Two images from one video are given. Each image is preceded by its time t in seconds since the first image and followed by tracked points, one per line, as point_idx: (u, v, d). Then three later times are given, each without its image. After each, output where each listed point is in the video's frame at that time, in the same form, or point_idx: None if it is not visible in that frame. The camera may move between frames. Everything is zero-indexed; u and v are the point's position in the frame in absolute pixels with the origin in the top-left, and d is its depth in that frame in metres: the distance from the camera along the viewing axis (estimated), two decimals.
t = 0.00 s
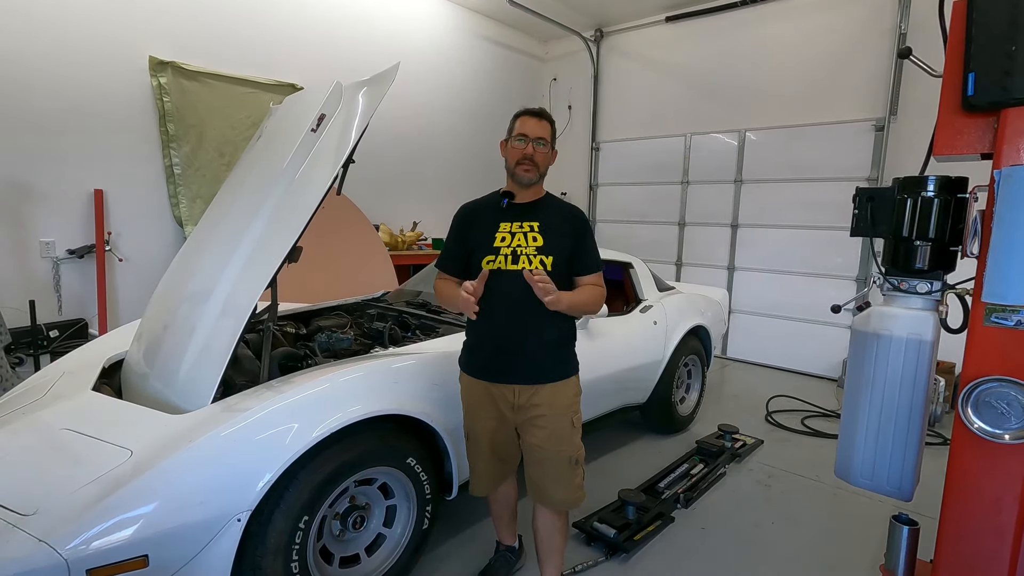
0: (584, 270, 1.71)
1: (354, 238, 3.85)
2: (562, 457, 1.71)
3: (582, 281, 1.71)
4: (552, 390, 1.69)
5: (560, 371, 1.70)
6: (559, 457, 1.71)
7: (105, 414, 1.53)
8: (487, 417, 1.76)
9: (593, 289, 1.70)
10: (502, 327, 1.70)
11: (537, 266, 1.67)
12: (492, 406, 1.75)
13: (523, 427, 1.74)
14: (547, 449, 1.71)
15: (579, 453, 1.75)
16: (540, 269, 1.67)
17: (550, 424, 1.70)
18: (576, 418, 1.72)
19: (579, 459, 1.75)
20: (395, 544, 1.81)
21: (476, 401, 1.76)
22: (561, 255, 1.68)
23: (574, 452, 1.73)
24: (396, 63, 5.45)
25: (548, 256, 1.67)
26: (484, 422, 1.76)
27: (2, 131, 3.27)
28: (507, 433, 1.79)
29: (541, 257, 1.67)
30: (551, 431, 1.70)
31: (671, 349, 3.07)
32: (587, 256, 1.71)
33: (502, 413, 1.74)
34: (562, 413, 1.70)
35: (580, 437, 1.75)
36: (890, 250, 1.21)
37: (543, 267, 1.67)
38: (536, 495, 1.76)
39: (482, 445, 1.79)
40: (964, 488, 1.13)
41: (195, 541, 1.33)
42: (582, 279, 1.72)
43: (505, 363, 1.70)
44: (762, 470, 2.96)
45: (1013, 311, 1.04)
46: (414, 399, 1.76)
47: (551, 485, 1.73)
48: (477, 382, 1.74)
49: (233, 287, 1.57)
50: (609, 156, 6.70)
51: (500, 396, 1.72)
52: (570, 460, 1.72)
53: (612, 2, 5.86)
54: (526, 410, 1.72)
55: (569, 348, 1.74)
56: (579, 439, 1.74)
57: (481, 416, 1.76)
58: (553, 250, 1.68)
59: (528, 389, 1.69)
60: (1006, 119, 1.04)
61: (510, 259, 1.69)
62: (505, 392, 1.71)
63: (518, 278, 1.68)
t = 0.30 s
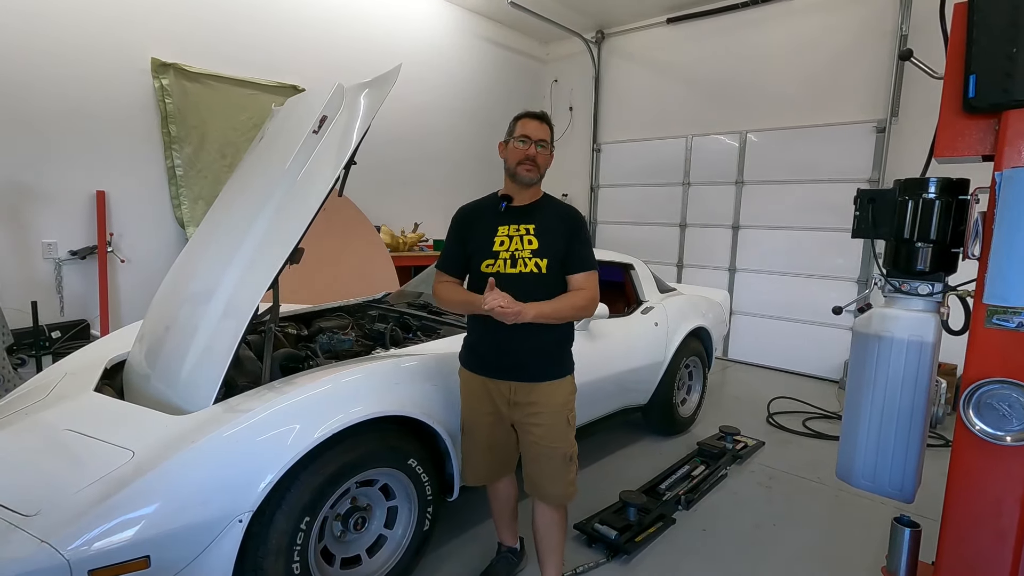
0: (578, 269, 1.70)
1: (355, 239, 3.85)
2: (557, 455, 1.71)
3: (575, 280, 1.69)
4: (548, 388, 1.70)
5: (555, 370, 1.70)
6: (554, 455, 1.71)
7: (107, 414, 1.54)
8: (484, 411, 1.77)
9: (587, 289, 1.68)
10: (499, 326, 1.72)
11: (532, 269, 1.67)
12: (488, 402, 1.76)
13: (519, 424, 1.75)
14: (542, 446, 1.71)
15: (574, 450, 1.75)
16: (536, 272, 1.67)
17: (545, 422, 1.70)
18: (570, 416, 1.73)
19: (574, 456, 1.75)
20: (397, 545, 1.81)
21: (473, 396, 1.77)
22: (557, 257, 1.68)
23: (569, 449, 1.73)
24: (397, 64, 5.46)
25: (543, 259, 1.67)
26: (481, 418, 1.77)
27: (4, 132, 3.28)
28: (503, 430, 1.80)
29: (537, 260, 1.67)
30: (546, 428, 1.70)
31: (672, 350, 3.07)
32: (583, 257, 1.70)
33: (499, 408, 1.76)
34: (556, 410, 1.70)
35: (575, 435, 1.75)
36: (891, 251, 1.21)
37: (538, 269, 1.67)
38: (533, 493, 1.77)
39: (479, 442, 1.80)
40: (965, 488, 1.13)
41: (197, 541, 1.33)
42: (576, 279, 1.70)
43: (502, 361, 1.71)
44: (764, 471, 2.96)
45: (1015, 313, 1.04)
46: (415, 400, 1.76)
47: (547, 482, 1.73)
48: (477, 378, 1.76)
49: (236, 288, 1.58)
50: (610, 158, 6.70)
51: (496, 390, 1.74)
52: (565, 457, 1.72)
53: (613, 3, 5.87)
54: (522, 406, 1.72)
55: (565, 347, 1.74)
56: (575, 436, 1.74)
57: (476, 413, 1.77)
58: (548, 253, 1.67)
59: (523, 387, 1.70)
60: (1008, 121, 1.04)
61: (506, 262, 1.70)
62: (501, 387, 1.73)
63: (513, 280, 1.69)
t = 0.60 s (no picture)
0: (574, 270, 1.69)
1: (356, 240, 3.85)
2: (555, 450, 1.71)
3: (572, 281, 1.69)
4: (546, 384, 1.69)
5: (553, 367, 1.70)
6: (552, 451, 1.71)
7: (108, 415, 1.54)
8: (483, 406, 1.78)
9: (583, 289, 1.69)
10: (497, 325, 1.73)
11: (528, 272, 1.67)
12: (487, 398, 1.77)
13: (517, 421, 1.75)
14: (540, 443, 1.71)
15: (572, 445, 1.75)
16: (532, 274, 1.67)
17: (543, 418, 1.70)
18: (568, 411, 1.73)
19: (572, 451, 1.75)
20: (397, 545, 1.81)
21: (472, 393, 1.78)
22: (551, 259, 1.68)
23: (567, 445, 1.73)
24: (397, 64, 5.46)
25: (538, 262, 1.67)
26: (480, 415, 1.78)
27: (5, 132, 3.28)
28: (502, 426, 1.80)
29: (532, 263, 1.67)
30: (544, 425, 1.70)
31: (673, 350, 3.07)
32: (578, 256, 1.69)
33: (497, 403, 1.76)
34: (553, 406, 1.70)
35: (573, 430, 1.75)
36: (891, 251, 1.21)
37: (534, 272, 1.67)
38: (531, 489, 1.77)
39: (478, 438, 1.80)
40: (965, 485, 1.13)
41: (198, 541, 1.33)
42: (572, 279, 1.70)
43: (501, 358, 1.72)
44: (764, 471, 2.96)
45: (1015, 312, 1.04)
46: (416, 400, 1.76)
47: (545, 478, 1.73)
48: (477, 374, 1.77)
49: (237, 288, 1.58)
50: (610, 158, 6.70)
51: (494, 383, 1.75)
52: (563, 453, 1.72)
53: (613, 3, 5.87)
54: (519, 401, 1.73)
55: (563, 345, 1.74)
56: (573, 432, 1.74)
57: (476, 410, 1.78)
58: (542, 255, 1.67)
59: (521, 382, 1.70)
60: (1008, 121, 1.04)
61: (502, 266, 1.70)
62: (500, 383, 1.73)
63: (509, 284, 1.69)
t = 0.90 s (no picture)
0: (574, 269, 1.68)
1: (356, 240, 3.85)
2: (555, 448, 1.71)
3: (571, 281, 1.69)
4: (546, 383, 1.69)
5: (553, 366, 1.71)
6: (552, 449, 1.71)
7: (109, 415, 1.54)
8: (483, 405, 1.78)
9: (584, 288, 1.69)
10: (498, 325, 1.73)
11: (528, 272, 1.68)
12: (487, 396, 1.77)
13: (518, 419, 1.75)
14: (540, 441, 1.71)
15: (573, 443, 1.75)
16: (532, 275, 1.68)
17: (543, 416, 1.70)
18: (569, 409, 1.73)
19: (572, 449, 1.75)
20: (398, 546, 1.81)
21: (473, 392, 1.78)
22: (551, 259, 1.68)
23: (568, 443, 1.73)
24: (398, 65, 5.47)
25: (538, 262, 1.68)
26: (480, 414, 1.78)
27: (6, 134, 3.29)
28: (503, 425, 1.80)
29: (532, 263, 1.68)
30: (544, 423, 1.70)
31: (673, 351, 3.07)
32: (577, 256, 1.68)
33: (497, 402, 1.76)
34: (553, 404, 1.70)
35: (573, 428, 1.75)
36: (892, 252, 1.21)
37: (534, 272, 1.68)
38: (532, 488, 1.77)
39: (479, 437, 1.80)
40: (967, 485, 1.13)
41: (198, 542, 1.33)
42: (572, 279, 1.69)
43: (501, 358, 1.72)
44: (765, 472, 2.96)
45: (1016, 313, 1.04)
46: (417, 401, 1.76)
47: (545, 477, 1.73)
48: (477, 376, 1.77)
49: (238, 288, 1.58)
50: (611, 158, 6.70)
51: (494, 383, 1.74)
52: (563, 451, 1.72)
53: (614, 4, 5.88)
54: (519, 400, 1.73)
55: (563, 344, 1.74)
56: (574, 430, 1.74)
57: (476, 409, 1.78)
58: (543, 255, 1.67)
59: (522, 382, 1.70)
60: (1009, 122, 1.04)
61: (502, 266, 1.70)
62: (500, 382, 1.73)
63: (510, 284, 1.69)
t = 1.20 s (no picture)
0: (575, 269, 1.68)
1: (357, 240, 3.85)
2: (555, 449, 1.71)
3: (572, 281, 1.69)
4: (545, 384, 1.70)
5: (552, 366, 1.71)
6: (551, 449, 1.71)
7: (108, 416, 1.54)
8: (483, 406, 1.78)
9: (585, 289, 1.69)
10: (497, 325, 1.72)
11: (529, 271, 1.67)
12: (486, 396, 1.77)
13: (517, 419, 1.75)
14: (540, 441, 1.71)
15: (572, 443, 1.75)
16: (533, 274, 1.67)
17: (542, 416, 1.70)
18: (568, 409, 1.73)
19: (572, 450, 1.75)
20: (398, 545, 1.81)
21: (472, 392, 1.78)
22: (552, 259, 1.67)
23: (568, 443, 1.73)
24: (398, 65, 5.47)
25: (539, 261, 1.67)
26: (479, 414, 1.78)
27: (6, 134, 3.29)
28: (501, 425, 1.81)
29: (533, 262, 1.67)
30: (544, 423, 1.70)
31: (673, 351, 3.06)
32: (578, 256, 1.68)
33: (497, 403, 1.76)
34: (553, 404, 1.70)
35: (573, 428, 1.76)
36: (893, 251, 1.21)
37: (535, 272, 1.67)
38: (533, 488, 1.76)
39: (478, 439, 1.80)
40: (967, 485, 1.13)
41: (198, 542, 1.33)
42: (573, 279, 1.69)
43: (501, 359, 1.72)
44: (766, 472, 2.95)
45: (1017, 312, 1.04)
46: (417, 401, 1.76)
47: (545, 477, 1.73)
48: (476, 376, 1.77)
49: (239, 288, 1.58)
50: (611, 158, 6.70)
51: (494, 383, 1.74)
52: (562, 451, 1.72)
53: (614, 4, 5.87)
54: (518, 400, 1.72)
55: (563, 344, 1.75)
56: (573, 430, 1.74)
57: (475, 409, 1.78)
58: (544, 255, 1.67)
59: (521, 382, 1.70)
60: (1010, 121, 1.04)
61: (503, 265, 1.70)
62: (499, 383, 1.73)
63: (510, 283, 1.69)
